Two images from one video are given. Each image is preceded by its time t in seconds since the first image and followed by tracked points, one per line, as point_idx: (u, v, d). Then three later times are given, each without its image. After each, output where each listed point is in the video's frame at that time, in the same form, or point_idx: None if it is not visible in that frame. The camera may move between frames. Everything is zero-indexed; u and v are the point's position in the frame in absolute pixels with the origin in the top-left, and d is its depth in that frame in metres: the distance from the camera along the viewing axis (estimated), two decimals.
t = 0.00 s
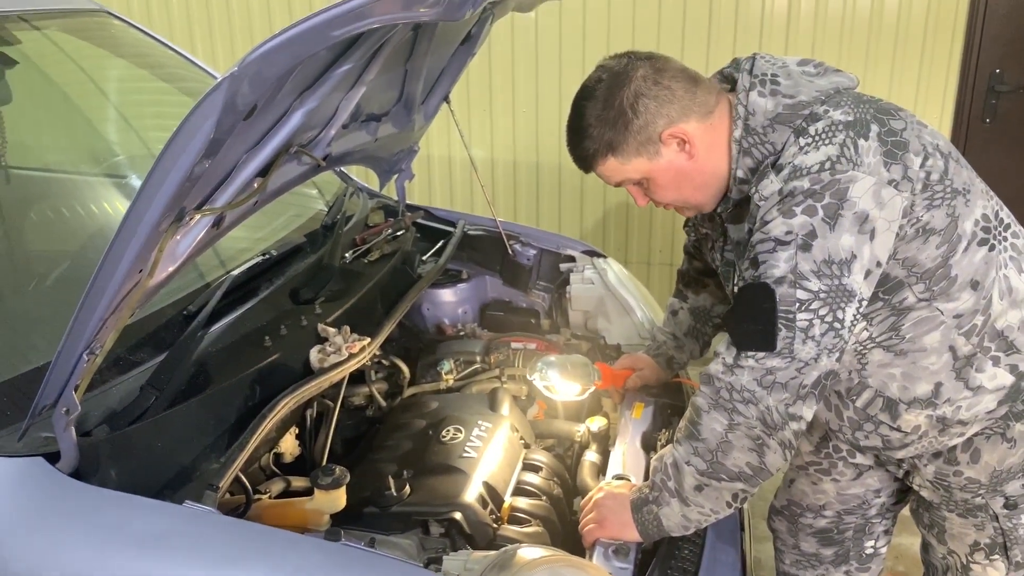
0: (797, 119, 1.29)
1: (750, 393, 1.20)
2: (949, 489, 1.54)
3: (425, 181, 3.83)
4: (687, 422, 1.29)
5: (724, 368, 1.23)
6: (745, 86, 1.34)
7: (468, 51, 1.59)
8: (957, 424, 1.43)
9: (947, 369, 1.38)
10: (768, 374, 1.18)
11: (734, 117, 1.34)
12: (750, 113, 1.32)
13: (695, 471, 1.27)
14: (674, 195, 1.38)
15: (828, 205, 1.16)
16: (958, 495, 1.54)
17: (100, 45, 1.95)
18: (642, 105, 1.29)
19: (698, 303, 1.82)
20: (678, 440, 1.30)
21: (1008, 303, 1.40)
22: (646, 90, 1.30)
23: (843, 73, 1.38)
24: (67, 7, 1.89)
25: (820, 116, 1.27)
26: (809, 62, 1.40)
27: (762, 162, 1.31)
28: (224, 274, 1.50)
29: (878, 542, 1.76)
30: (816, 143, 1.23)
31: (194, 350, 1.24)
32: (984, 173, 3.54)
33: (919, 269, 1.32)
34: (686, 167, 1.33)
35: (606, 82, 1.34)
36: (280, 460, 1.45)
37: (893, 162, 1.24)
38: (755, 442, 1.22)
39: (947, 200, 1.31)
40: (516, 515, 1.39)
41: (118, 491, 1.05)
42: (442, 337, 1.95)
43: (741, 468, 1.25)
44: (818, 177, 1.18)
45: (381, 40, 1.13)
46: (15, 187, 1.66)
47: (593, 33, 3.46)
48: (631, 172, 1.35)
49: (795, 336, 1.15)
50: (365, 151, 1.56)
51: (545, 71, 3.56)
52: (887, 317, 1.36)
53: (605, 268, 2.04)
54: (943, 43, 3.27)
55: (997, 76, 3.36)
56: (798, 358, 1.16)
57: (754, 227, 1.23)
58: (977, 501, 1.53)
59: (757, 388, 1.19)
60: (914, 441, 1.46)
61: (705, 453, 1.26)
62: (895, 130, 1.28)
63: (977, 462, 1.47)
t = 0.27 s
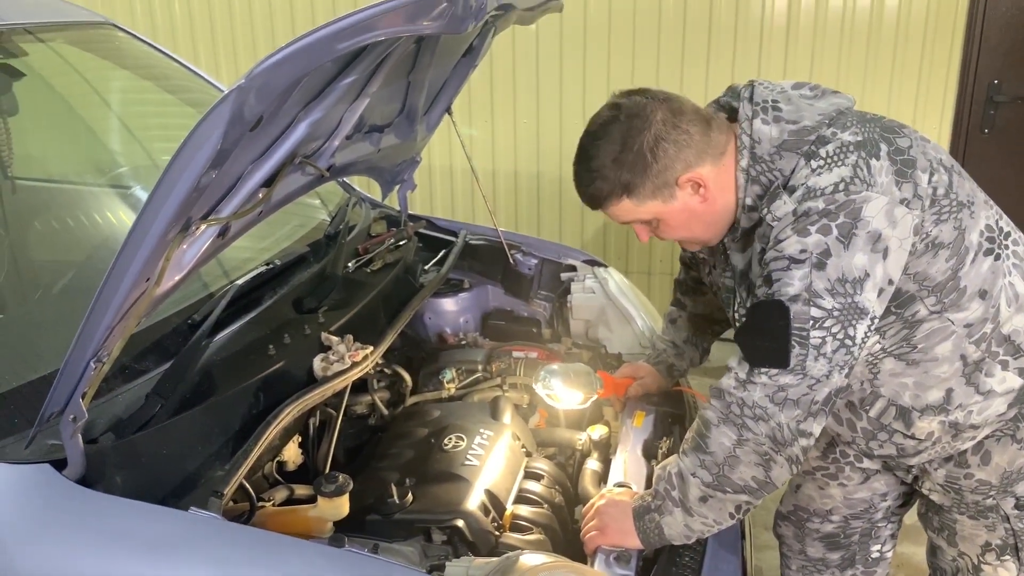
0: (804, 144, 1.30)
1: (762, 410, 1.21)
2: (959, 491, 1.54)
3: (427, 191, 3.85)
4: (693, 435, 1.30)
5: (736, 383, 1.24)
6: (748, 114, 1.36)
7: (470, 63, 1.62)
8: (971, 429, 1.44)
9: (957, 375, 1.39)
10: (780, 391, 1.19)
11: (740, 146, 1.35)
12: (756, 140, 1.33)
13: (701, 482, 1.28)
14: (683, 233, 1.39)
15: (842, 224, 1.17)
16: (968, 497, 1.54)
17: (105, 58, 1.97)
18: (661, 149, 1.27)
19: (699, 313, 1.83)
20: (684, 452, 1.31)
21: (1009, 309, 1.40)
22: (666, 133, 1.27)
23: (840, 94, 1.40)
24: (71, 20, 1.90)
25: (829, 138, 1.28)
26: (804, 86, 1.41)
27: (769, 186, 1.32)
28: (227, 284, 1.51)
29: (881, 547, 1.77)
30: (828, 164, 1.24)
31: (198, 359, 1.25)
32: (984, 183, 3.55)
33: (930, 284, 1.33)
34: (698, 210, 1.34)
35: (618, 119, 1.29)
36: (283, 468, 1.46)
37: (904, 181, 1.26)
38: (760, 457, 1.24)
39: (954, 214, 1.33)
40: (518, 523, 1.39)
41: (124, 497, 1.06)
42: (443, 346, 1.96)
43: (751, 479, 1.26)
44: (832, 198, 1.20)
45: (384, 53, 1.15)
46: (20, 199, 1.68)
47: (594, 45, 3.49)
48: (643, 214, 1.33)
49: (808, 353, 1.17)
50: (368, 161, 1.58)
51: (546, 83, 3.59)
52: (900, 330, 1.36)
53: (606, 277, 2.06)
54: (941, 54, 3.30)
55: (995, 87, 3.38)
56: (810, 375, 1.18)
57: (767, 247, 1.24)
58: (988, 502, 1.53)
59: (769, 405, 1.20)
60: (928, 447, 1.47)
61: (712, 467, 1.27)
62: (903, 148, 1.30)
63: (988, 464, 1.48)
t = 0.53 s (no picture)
0: (814, 170, 1.32)
1: (773, 432, 1.23)
2: (974, 493, 1.56)
3: (428, 203, 3.87)
4: (700, 449, 1.31)
5: (748, 404, 1.26)
6: (752, 145, 1.37)
7: (471, 76, 1.64)
8: (987, 434, 1.47)
9: (972, 385, 1.43)
10: (792, 412, 1.22)
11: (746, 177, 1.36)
12: (764, 168, 1.34)
13: (705, 498, 1.29)
14: (704, 279, 1.39)
15: (858, 246, 1.21)
16: (983, 498, 1.56)
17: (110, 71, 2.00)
18: (690, 198, 1.27)
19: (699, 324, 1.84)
20: (690, 467, 1.32)
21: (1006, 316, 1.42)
22: (693, 182, 1.27)
23: (836, 118, 1.43)
24: (75, 34, 1.93)
25: (841, 161, 1.31)
26: (797, 114, 1.45)
27: (772, 208, 1.33)
28: (230, 295, 1.52)
29: (892, 548, 1.79)
30: (843, 187, 1.28)
31: (201, 369, 1.26)
32: (984, 194, 3.56)
33: (943, 299, 1.36)
34: (721, 255, 1.35)
35: (641, 168, 1.28)
36: (285, 478, 1.47)
37: (917, 202, 1.30)
38: (767, 477, 1.25)
39: (963, 230, 1.37)
40: (519, 533, 1.39)
41: (128, 507, 1.06)
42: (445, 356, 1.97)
43: (759, 496, 1.27)
44: (848, 221, 1.23)
45: (387, 65, 1.17)
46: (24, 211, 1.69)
47: (594, 59, 3.52)
48: (669, 262, 1.32)
49: (821, 375, 1.20)
50: (370, 173, 1.59)
51: (547, 96, 3.62)
52: (914, 345, 1.39)
53: (606, 288, 2.07)
54: (939, 66, 3.32)
55: (993, 100, 3.40)
56: (823, 397, 1.21)
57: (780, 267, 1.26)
58: (1003, 502, 1.55)
59: (780, 427, 1.23)
60: (946, 455, 1.50)
61: (718, 485, 1.28)
62: (912, 169, 1.35)
63: (1003, 464, 1.51)
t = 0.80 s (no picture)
0: (824, 189, 1.31)
1: (781, 450, 1.24)
2: (976, 500, 1.56)
3: (428, 214, 3.88)
4: (704, 462, 1.33)
5: (756, 422, 1.27)
6: (760, 165, 1.37)
7: (471, 88, 1.65)
8: (994, 441, 1.47)
9: (976, 393, 1.43)
10: (800, 430, 1.23)
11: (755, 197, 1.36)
12: (773, 189, 1.34)
13: (708, 512, 1.30)
14: (716, 298, 1.38)
15: (873, 266, 1.21)
16: (986, 505, 1.56)
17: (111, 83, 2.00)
18: (705, 219, 1.26)
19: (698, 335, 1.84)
20: (694, 481, 1.33)
21: (1005, 325, 1.43)
22: (707, 203, 1.26)
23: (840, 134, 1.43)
24: (77, 47, 1.93)
25: (853, 180, 1.31)
26: (800, 130, 1.45)
27: (781, 228, 1.33)
28: (230, 305, 1.53)
29: (892, 557, 1.77)
30: (856, 207, 1.27)
31: (200, 379, 1.26)
32: (982, 207, 3.57)
33: (950, 313, 1.37)
34: (736, 274, 1.34)
35: (654, 188, 1.26)
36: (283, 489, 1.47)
37: (927, 221, 1.32)
38: (770, 493, 1.27)
39: (969, 244, 1.38)
40: (519, 544, 1.40)
41: (126, 516, 1.06)
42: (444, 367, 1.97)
43: (761, 510, 1.29)
44: (862, 241, 1.23)
45: (387, 77, 1.18)
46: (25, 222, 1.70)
47: (594, 72, 3.54)
48: (685, 282, 1.31)
49: (832, 394, 1.21)
50: (370, 184, 1.59)
51: (547, 109, 3.64)
52: (919, 358, 1.40)
53: (605, 299, 2.09)
54: (936, 80, 3.33)
55: (991, 112, 3.41)
56: (832, 414, 1.22)
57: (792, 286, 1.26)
58: (1006, 508, 1.55)
59: (788, 445, 1.24)
60: (954, 464, 1.49)
61: (722, 500, 1.29)
62: (922, 187, 1.36)
63: (1006, 471, 1.51)
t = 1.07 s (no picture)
0: (821, 204, 1.32)
1: (777, 463, 1.24)
2: (973, 510, 1.55)
3: (426, 225, 3.89)
4: (699, 475, 1.32)
5: (753, 434, 1.26)
6: (757, 180, 1.37)
7: (468, 100, 1.66)
8: (989, 451, 1.47)
9: (972, 402, 1.43)
10: (797, 443, 1.22)
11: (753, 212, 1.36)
12: (770, 203, 1.34)
13: (703, 524, 1.29)
14: (716, 315, 1.38)
15: (870, 279, 1.21)
16: (983, 515, 1.55)
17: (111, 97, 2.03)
18: (706, 237, 1.25)
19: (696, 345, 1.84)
20: (689, 492, 1.32)
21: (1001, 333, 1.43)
22: (707, 220, 1.25)
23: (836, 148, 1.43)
24: (76, 59, 1.96)
25: (850, 194, 1.32)
26: (795, 143, 1.44)
27: (778, 242, 1.33)
28: (226, 315, 1.53)
29: (888, 569, 1.77)
30: (853, 220, 1.28)
31: (195, 390, 1.26)
32: (980, 219, 3.58)
33: (948, 325, 1.37)
34: (734, 290, 1.34)
35: (653, 207, 1.25)
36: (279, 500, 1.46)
37: (924, 235, 1.32)
38: (765, 506, 1.26)
39: (965, 257, 1.39)
40: (514, 555, 1.38)
41: (118, 527, 1.06)
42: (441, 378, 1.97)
43: (756, 522, 1.28)
44: (860, 254, 1.23)
45: (382, 89, 1.18)
46: (22, 233, 1.70)
47: (592, 85, 3.55)
48: (686, 300, 1.30)
49: (828, 407, 1.20)
50: (366, 196, 1.60)
51: (545, 122, 3.65)
52: (917, 370, 1.40)
53: (602, 310, 2.09)
54: (933, 92, 3.34)
55: (988, 124, 3.42)
56: (828, 427, 1.21)
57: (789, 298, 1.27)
58: (1003, 517, 1.55)
59: (785, 458, 1.24)
60: (948, 475, 1.50)
61: (718, 512, 1.28)
62: (918, 202, 1.36)
63: (1003, 480, 1.51)
